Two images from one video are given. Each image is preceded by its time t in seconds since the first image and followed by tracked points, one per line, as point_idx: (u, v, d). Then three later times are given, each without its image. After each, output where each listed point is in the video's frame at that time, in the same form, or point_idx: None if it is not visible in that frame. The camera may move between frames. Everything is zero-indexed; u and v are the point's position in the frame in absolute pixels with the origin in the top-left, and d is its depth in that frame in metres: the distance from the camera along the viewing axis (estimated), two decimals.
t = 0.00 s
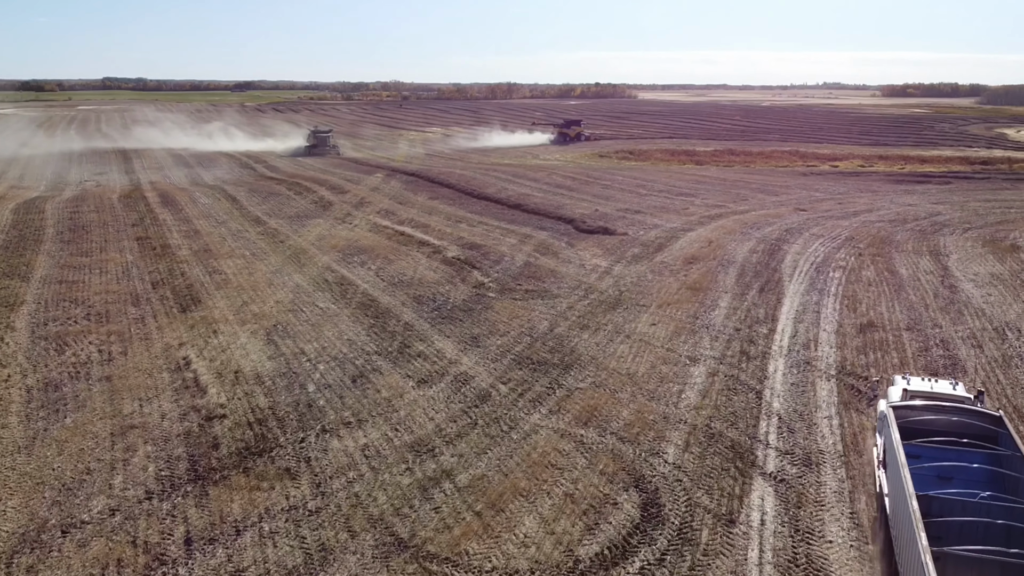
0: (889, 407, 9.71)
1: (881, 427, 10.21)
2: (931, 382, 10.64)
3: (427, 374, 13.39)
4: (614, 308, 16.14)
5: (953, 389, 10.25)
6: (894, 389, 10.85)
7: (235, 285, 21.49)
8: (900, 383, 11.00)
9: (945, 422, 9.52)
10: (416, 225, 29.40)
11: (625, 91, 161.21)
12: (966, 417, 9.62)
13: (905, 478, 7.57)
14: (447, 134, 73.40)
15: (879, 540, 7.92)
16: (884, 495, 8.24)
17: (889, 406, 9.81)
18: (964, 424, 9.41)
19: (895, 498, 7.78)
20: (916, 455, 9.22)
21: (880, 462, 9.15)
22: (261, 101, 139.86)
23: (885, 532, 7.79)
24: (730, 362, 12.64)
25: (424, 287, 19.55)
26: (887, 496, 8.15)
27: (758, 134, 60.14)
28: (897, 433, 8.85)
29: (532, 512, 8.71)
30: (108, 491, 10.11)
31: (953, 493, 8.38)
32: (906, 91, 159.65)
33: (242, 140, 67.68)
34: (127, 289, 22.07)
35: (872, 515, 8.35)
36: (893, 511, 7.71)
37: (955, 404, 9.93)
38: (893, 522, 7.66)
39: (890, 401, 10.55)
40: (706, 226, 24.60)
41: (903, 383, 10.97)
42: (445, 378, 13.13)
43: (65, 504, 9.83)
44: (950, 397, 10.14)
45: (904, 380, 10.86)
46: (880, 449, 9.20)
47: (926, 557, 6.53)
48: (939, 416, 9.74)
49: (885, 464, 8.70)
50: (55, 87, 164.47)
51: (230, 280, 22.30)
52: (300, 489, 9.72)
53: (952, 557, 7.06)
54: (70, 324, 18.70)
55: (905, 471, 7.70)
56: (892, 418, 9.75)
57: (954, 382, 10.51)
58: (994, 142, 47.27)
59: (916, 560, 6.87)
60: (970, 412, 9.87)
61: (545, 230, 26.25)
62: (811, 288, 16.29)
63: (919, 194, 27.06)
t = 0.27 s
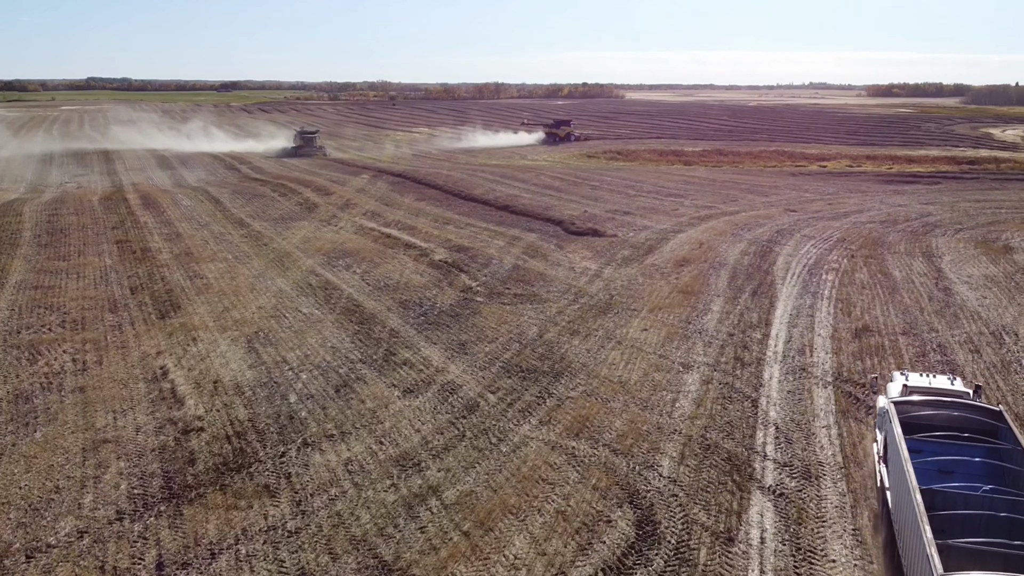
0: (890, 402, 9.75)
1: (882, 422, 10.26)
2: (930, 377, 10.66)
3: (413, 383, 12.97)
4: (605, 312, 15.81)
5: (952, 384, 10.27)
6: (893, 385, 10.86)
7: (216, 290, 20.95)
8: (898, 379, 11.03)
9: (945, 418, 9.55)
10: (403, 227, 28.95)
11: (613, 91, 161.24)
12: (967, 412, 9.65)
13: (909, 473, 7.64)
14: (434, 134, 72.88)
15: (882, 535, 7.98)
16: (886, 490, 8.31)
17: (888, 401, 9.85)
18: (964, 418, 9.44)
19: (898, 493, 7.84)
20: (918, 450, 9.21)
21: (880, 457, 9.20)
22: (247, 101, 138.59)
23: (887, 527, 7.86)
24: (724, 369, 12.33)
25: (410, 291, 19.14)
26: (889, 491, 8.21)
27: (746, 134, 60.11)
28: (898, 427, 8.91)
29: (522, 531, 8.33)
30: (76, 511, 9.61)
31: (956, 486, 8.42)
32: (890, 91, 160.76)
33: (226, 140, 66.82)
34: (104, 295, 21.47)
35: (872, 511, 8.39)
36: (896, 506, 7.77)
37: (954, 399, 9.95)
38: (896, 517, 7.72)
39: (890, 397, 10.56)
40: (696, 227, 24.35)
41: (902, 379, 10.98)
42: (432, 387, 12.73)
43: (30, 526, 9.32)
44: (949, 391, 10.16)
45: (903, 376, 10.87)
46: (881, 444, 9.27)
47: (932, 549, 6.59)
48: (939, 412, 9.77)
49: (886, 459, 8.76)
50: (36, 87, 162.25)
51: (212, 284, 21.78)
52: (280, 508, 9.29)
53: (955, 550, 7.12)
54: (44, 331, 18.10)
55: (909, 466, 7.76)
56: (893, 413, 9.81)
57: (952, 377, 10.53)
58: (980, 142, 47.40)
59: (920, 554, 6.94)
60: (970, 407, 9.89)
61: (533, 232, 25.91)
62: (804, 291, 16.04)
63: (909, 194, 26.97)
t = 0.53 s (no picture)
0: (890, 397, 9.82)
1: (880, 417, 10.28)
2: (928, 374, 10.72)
3: (398, 393, 12.55)
4: (595, 317, 15.50)
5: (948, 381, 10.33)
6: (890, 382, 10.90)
7: (197, 296, 20.43)
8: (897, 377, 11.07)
9: (944, 413, 9.60)
10: (389, 229, 28.51)
11: (600, 91, 161.22)
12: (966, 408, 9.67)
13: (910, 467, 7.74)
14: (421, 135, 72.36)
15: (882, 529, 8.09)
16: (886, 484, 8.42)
17: (888, 397, 9.94)
18: (963, 414, 9.48)
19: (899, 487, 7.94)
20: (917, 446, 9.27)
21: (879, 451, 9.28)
22: (232, 101, 137.17)
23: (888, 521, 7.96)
24: (718, 377, 12.02)
25: (397, 295, 18.73)
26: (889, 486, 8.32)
27: (734, 134, 60.04)
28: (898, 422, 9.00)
29: (511, 553, 7.97)
30: (43, 534, 9.14)
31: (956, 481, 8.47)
32: (876, 91, 161.77)
33: (210, 141, 65.89)
34: (81, 301, 20.88)
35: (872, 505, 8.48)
36: (897, 501, 7.84)
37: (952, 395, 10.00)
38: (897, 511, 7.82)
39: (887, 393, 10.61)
40: (686, 229, 24.11)
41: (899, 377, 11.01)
42: (419, 397, 12.33)
43: None
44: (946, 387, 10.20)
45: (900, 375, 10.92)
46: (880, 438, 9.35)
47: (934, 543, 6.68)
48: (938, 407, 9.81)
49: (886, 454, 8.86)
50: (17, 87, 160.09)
51: (192, 289, 21.23)
52: (258, 528, 8.87)
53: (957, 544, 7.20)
54: (16, 340, 17.52)
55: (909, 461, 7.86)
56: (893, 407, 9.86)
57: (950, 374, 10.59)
58: (966, 141, 47.52)
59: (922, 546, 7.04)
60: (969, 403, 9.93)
61: (522, 234, 25.56)
62: (797, 294, 15.79)
63: (898, 195, 26.87)
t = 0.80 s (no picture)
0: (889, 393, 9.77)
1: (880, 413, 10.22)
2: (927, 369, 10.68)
3: (383, 403, 12.15)
4: (586, 322, 15.15)
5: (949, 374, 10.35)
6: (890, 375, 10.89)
7: (177, 301, 19.89)
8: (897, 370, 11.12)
9: (944, 408, 9.48)
10: (376, 231, 28.04)
11: (588, 91, 161.18)
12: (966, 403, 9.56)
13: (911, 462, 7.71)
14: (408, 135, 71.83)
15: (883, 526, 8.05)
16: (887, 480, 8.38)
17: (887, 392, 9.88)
18: (963, 409, 9.36)
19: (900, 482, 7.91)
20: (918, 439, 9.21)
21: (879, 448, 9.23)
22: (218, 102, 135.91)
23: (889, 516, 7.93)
24: (712, 385, 11.70)
25: (383, 300, 18.29)
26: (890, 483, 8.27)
27: (722, 134, 59.96)
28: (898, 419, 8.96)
29: None
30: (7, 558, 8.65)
31: (957, 472, 8.35)
32: (861, 91, 162.77)
33: (194, 141, 65.03)
34: (57, 307, 20.28)
35: (873, 505, 8.43)
36: (897, 499, 7.81)
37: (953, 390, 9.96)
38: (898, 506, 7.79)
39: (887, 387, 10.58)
40: (676, 231, 23.85)
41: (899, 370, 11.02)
42: (404, 407, 11.93)
43: None
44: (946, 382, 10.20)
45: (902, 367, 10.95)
46: (880, 435, 9.31)
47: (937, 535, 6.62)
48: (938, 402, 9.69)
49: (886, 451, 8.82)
50: None
51: (173, 295, 20.69)
52: (235, 551, 8.44)
53: (961, 535, 7.09)
54: None
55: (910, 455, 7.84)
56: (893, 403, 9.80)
57: (949, 369, 10.55)
58: (953, 141, 47.60)
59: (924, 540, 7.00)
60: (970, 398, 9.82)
61: (510, 236, 25.19)
62: (790, 298, 15.55)
63: (888, 195, 26.78)
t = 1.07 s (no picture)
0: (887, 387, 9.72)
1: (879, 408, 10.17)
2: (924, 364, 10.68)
3: (368, 414, 11.74)
4: (576, 328, 14.80)
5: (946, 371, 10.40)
6: (885, 371, 10.89)
7: (156, 307, 19.35)
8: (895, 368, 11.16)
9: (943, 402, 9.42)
10: (362, 234, 27.55)
11: (576, 91, 161.06)
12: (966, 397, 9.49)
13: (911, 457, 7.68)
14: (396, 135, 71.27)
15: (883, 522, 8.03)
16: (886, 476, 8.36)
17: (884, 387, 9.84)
18: (962, 403, 9.31)
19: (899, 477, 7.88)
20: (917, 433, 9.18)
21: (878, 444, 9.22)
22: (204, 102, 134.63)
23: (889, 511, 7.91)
24: (706, 393, 11.38)
25: (368, 305, 17.86)
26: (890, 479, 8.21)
27: (710, 134, 59.86)
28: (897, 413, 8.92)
29: None
30: None
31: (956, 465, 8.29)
32: (847, 90, 163.74)
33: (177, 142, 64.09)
34: (31, 314, 19.68)
35: (873, 506, 8.34)
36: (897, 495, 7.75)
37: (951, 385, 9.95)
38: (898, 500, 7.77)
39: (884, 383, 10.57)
40: (667, 232, 23.59)
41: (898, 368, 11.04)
42: (389, 418, 11.53)
43: None
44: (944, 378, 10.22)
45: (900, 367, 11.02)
46: (880, 430, 9.28)
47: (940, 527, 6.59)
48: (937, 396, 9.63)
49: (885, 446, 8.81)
50: None
51: (152, 300, 20.12)
52: None
53: (964, 527, 7.06)
54: None
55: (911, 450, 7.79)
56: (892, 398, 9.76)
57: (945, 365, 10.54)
58: (940, 141, 47.66)
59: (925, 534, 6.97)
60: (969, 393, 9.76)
61: (499, 238, 24.82)
62: (783, 301, 15.29)
63: (878, 196, 26.67)
